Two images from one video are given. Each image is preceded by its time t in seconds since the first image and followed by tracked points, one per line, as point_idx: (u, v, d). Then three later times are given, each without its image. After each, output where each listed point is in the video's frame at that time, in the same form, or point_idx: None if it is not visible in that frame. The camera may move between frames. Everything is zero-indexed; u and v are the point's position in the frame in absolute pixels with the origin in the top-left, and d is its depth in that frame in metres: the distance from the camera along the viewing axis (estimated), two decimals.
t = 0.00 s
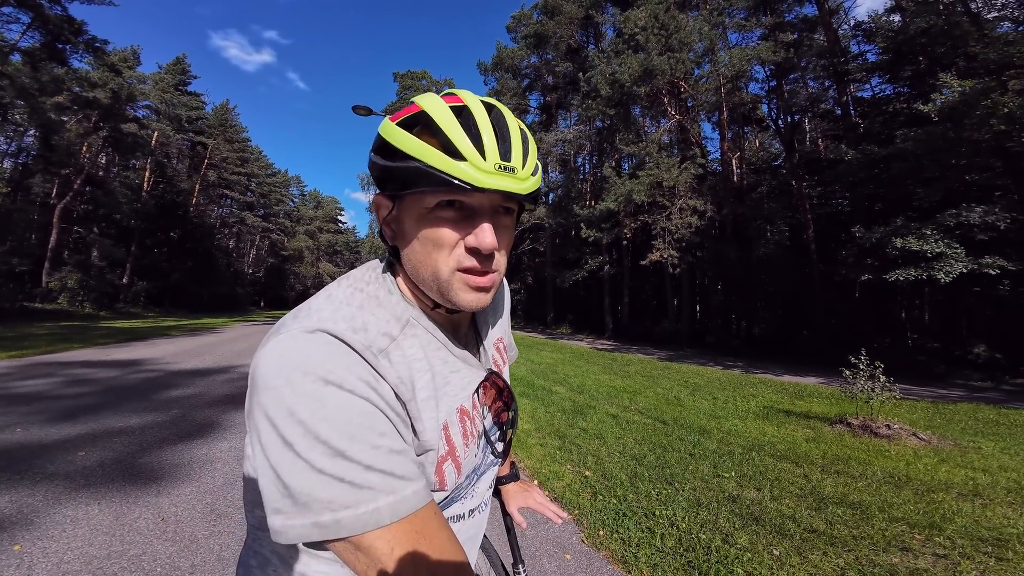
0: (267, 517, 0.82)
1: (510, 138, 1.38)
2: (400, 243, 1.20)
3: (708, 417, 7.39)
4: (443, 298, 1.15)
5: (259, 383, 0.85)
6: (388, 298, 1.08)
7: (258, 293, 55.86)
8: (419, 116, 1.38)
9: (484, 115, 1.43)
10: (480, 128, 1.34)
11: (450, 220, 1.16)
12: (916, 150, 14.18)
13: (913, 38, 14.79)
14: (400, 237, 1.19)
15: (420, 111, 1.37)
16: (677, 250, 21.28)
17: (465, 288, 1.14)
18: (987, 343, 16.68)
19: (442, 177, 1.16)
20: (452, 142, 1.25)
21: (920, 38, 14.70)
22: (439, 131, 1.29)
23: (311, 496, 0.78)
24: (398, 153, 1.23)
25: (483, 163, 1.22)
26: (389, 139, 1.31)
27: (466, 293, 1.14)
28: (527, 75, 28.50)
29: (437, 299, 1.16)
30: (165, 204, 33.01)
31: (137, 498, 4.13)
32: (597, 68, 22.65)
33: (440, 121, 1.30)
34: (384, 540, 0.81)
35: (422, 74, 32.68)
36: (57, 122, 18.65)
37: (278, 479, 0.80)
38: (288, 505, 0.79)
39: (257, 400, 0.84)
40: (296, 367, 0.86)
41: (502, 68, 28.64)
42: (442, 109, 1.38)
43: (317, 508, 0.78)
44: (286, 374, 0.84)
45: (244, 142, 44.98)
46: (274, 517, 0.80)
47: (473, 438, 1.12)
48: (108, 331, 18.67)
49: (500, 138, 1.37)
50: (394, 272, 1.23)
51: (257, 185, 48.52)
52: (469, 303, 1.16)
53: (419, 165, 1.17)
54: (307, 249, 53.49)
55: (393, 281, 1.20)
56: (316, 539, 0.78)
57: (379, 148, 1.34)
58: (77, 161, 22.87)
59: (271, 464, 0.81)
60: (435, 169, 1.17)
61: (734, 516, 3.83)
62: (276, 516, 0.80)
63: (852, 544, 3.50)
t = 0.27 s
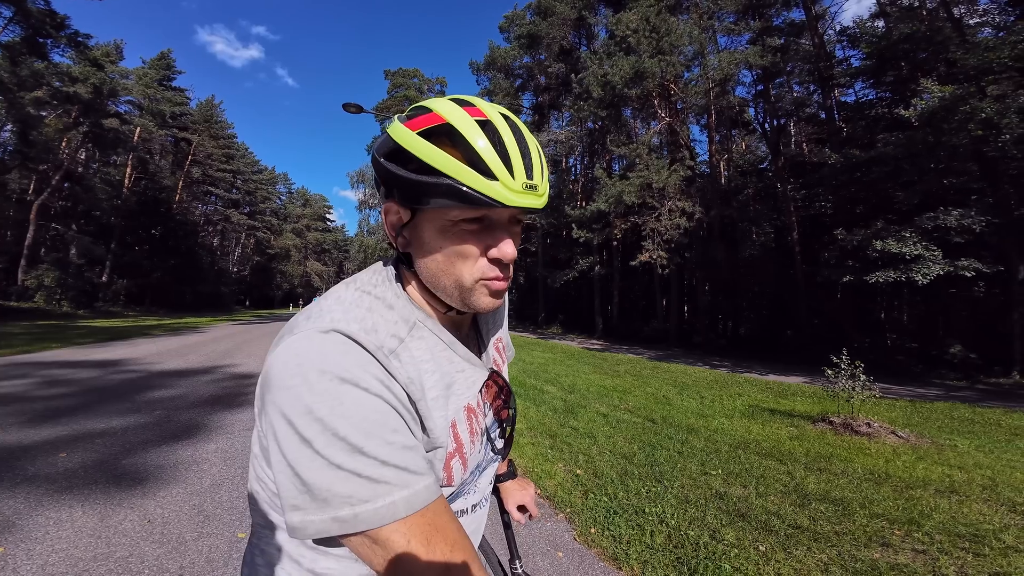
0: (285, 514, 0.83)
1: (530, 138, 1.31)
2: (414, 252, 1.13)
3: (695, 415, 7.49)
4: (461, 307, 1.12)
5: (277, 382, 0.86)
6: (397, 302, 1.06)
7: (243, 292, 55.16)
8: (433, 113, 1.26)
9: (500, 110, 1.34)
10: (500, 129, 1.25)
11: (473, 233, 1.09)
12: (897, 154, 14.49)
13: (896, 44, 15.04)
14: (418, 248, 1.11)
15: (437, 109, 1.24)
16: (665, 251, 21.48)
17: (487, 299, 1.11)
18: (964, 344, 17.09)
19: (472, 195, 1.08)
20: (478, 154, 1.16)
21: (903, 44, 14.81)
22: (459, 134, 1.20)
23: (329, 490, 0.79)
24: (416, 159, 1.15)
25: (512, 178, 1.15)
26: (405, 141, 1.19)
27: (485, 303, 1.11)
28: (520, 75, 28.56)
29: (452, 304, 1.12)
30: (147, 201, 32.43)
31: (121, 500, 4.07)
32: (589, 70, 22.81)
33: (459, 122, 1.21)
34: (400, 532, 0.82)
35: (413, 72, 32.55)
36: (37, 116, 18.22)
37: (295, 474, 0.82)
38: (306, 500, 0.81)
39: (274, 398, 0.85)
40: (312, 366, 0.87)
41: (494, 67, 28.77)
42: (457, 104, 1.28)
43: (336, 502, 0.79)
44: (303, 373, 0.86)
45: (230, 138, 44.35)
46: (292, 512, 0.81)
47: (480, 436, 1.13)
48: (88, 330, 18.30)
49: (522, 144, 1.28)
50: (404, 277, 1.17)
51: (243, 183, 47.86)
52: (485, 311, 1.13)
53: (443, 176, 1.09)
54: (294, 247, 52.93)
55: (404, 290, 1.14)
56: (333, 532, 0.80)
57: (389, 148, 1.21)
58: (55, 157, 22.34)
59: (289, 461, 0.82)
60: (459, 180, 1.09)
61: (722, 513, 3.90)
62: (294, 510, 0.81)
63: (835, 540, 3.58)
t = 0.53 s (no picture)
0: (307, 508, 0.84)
1: (544, 147, 1.31)
2: (426, 254, 1.14)
3: (684, 414, 7.58)
4: (470, 309, 1.13)
5: (298, 379, 0.88)
6: (409, 302, 1.07)
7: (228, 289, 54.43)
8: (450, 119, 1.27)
9: (515, 120, 1.34)
10: (514, 136, 1.26)
11: (485, 238, 1.10)
12: (880, 159, 14.76)
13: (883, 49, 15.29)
14: (430, 251, 1.13)
15: (455, 116, 1.24)
16: (654, 252, 21.63)
17: (493, 303, 1.12)
18: (942, 345, 17.48)
19: (486, 203, 1.09)
20: (492, 160, 1.17)
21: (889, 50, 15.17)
22: (473, 140, 1.20)
23: (351, 485, 0.80)
24: (433, 165, 1.15)
25: (526, 187, 1.15)
26: (422, 145, 1.19)
27: (492, 307, 1.12)
28: (513, 74, 28.58)
29: (461, 306, 1.13)
30: (129, 196, 31.81)
31: (105, 501, 4.01)
32: (582, 70, 22.91)
33: (475, 128, 1.21)
34: (418, 525, 0.82)
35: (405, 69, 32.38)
36: (17, 108, 17.81)
37: (319, 468, 0.83)
38: (329, 493, 0.82)
39: (297, 395, 0.87)
40: (334, 364, 0.88)
41: (489, 66, 28.79)
42: (474, 113, 1.28)
43: (358, 495, 0.80)
44: (325, 369, 0.87)
45: (217, 133, 43.71)
46: (315, 506, 0.83)
47: (487, 431, 1.14)
48: (67, 327, 17.90)
49: (537, 152, 1.28)
50: (414, 278, 1.18)
51: (229, 178, 47.19)
52: (492, 313, 1.15)
53: (460, 184, 1.11)
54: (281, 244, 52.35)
55: (414, 291, 1.15)
56: (356, 525, 0.80)
57: (406, 152, 1.21)
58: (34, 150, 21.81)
59: (311, 456, 0.83)
60: (476, 188, 1.10)
61: (710, 509, 3.96)
62: (318, 504, 0.83)
63: (819, 536, 3.66)
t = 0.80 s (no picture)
0: (320, 501, 0.85)
1: (549, 150, 1.31)
2: (430, 254, 1.15)
3: (675, 413, 7.63)
4: (472, 308, 1.13)
5: (313, 374, 0.89)
6: (416, 299, 1.07)
7: (217, 286, 53.85)
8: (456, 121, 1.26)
9: (521, 123, 1.34)
10: (520, 139, 1.26)
11: (490, 239, 1.11)
12: (868, 161, 14.96)
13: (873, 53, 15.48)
14: (434, 251, 1.13)
15: (462, 118, 1.24)
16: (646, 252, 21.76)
17: (496, 304, 1.12)
18: (925, 345, 17.77)
19: (490, 205, 1.10)
20: (496, 162, 1.17)
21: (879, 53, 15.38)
22: (479, 142, 1.20)
23: (365, 477, 0.81)
24: (439, 166, 1.15)
25: (531, 191, 1.15)
26: (428, 146, 1.19)
27: (494, 308, 1.12)
28: (509, 72, 28.55)
29: (464, 305, 1.13)
30: (115, 191, 31.31)
31: (94, 499, 3.97)
32: (577, 70, 22.96)
33: (481, 130, 1.21)
34: (430, 516, 0.82)
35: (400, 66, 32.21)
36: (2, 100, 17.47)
37: (333, 462, 0.84)
38: (343, 486, 0.83)
39: (312, 390, 0.88)
40: (347, 359, 0.89)
41: (484, 64, 28.77)
42: (480, 116, 1.28)
43: (372, 488, 0.81)
44: (339, 366, 0.89)
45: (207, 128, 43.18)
46: (328, 499, 0.83)
47: (492, 427, 1.14)
48: (52, 324, 17.61)
49: (541, 156, 1.28)
50: (419, 277, 1.18)
51: (219, 174, 46.64)
52: (494, 313, 1.15)
53: (466, 187, 1.11)
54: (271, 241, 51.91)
55: (420, 289, 1.15)
56: (370, 517, 0.81)
57: (412, 153, 1.21)
58: (18, 144, 21.39)
59: (325, 451, 0.84)
60: (481, 191, 1.11)
61: (701, 507, 4.00)
62: (332, 497, 0.83)
63: (806, 533, 3.71)
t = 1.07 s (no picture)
0: (328, 495, 0.85)
1: (551, 145, 1.31)
2: (435, 249, 1.14)
3: (669, 411, 7.68)
4: (476, 300, 1.14)
5: (322, 367, 0.89)
6: (419, 295, 1.07)
7: (209, 283, 53.43)
8: (461, 114, 1.25)
9: (523, 118, 1.33)
10: (523, 135, 1.25)
11: (495, 234, 1.11)
12: (861, 162, 15.08)
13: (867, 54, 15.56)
14: (438, 246, 1.13)
15: (466, 114, 1.23)
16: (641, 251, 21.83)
17: (500, 297, 1.13)
18: (914, 345, 17.96)
19: (494, 200, 1.09)
20: (501, 158, 1.16)
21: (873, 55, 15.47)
22: (483, 137, 1.20)
23: (374, 470, 0.81)
24: (445, 161, 1.15)
25: (535, 186, 1.15)
26: (434, 142, 1.18)
27: (498, 300, 1.14)
28: (505, 70, 28.50)
29: (468, 298, 1.14)
30: (105, 186, 30.95)
31: (84, 498, 3.93)
32: (574, 68, 22.97)
33: (486, 125, 1.20)
34: (438, 507, 0.82)
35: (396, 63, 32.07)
36: None
37: (341, 455, 0.83)
38: (352, 479, 0.82)
39: (319, 384, 0.88)
40: (355, 353, 0.89)
41: (481, 62, 28.71)
42: (484, 110, 1.27)
43: (381, 480, 0.81)
44: (348, 360, 0.88)
45: (199, 124, 42.77)
46: (337, 492, 0.83)
47: (493, 422, 1.14)
48: (41, 321, 17.39)
49: (545, 151, 1.28)
50: (421, 272, 1.17)
51: (211, 170, 46.23)
52: (498, 305, 1.15)
53: (472, 182, 1.11)
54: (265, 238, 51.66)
55: (423, 283, 1.15)
56: (379, 509, 0.81)
57: (418, 148, 1.20)
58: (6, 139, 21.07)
59: (334, 444, 0.84)
60: (488, 185, 1.10)
61: (694, 503, 4.03)
62: (341, 490, 0.83)
63: (797, 529, 3.74)
